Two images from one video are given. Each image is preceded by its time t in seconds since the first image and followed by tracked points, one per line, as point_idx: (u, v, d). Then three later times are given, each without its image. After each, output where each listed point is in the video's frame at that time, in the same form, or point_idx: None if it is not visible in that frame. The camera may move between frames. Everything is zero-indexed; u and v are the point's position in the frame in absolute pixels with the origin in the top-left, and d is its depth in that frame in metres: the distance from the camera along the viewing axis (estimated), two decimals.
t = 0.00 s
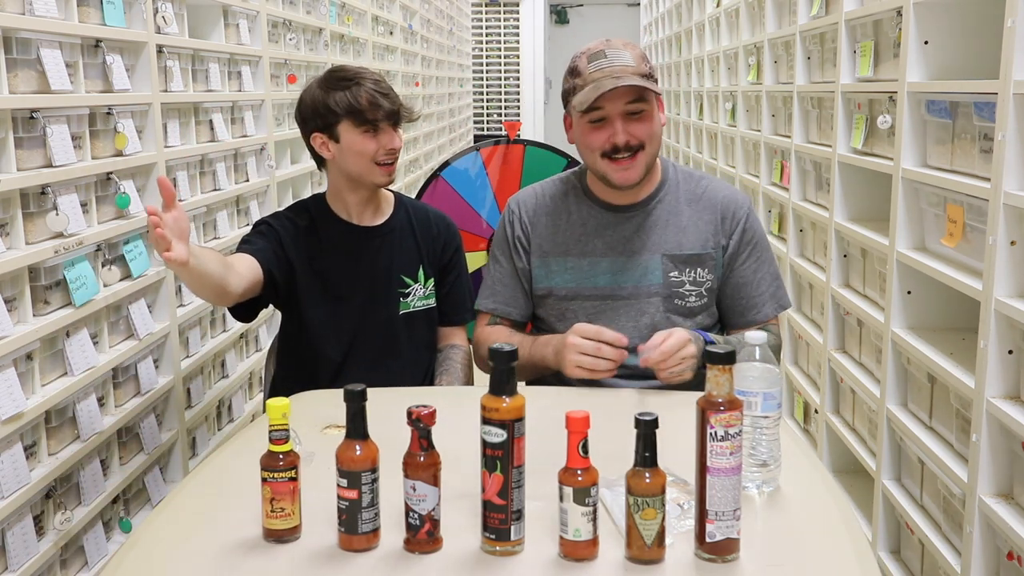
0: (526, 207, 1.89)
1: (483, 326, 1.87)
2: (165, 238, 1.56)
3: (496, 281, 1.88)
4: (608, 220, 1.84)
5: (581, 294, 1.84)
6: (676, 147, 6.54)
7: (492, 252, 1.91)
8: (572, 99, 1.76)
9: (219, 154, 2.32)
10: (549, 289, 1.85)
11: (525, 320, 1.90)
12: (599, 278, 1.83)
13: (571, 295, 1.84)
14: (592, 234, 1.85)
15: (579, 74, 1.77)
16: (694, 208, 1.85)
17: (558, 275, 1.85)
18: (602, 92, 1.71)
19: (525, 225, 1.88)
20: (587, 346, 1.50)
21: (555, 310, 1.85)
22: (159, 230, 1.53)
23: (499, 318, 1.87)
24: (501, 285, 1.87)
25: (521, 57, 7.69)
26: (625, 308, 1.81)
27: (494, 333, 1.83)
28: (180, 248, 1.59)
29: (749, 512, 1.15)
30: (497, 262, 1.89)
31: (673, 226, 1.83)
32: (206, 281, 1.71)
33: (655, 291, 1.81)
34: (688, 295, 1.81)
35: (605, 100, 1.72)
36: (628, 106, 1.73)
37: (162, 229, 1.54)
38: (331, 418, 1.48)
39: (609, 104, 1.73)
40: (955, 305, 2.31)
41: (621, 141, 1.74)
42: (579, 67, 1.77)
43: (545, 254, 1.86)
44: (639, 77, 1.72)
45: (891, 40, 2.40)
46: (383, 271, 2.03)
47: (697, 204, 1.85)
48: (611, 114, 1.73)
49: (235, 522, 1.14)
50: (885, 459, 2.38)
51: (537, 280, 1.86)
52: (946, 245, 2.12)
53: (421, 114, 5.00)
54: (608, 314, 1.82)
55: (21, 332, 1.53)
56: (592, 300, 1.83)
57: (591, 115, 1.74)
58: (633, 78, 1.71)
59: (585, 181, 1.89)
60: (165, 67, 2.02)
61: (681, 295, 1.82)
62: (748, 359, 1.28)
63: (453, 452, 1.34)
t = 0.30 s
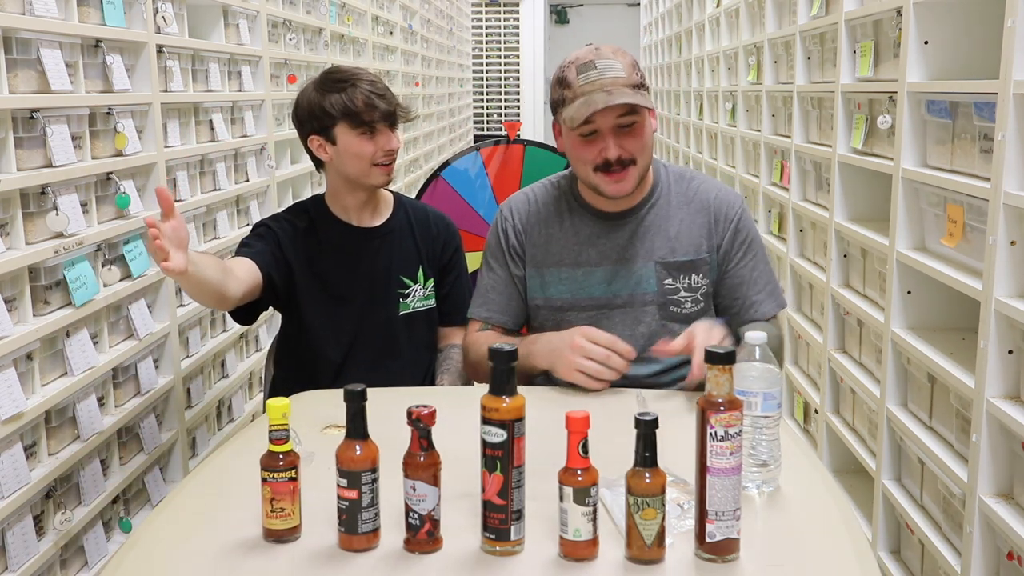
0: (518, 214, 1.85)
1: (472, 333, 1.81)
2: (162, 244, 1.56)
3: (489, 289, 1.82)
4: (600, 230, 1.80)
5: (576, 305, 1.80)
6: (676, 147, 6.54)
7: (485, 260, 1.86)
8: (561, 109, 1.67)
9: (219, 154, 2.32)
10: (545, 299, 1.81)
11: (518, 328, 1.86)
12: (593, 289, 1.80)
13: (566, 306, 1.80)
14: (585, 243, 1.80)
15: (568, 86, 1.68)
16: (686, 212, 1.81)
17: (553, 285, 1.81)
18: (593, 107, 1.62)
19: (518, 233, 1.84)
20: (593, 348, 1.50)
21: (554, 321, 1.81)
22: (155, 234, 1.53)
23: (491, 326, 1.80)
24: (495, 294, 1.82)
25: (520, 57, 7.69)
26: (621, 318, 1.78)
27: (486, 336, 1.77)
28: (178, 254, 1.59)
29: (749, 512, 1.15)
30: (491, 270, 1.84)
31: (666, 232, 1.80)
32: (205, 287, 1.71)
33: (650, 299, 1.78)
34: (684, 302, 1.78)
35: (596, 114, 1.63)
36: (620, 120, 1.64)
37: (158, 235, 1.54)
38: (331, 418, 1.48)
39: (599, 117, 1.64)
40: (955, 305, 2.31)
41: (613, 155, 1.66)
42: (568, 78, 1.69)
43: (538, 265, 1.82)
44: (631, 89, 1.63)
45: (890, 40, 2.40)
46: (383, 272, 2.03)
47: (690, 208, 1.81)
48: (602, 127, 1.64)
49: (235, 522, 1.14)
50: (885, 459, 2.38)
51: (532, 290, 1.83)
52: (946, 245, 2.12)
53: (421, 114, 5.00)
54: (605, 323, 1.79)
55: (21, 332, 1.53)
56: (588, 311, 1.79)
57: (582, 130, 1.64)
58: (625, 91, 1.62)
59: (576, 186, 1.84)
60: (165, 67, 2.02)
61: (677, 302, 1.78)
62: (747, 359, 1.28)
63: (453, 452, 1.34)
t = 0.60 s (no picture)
0: (515, 212, 1.76)
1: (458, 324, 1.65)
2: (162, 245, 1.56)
3: (485, 282, 1.70)
4: (601, 230, 1.73)
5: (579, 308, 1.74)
6: (676, 147, 6.54)
7: (479, 255, 1.76)
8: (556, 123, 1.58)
9: (219, 154, 2.32)
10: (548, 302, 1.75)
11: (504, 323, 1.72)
12: (598, 290, 1.73)
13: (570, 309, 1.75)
14: (588, 244, 1.74)
15: (563, 99, 1.59)
16: (690, 206, 1.76)
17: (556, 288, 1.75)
18: (588, 126, 1.53)
19: (516, 231, 1.75)
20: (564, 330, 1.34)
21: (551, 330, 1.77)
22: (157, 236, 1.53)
23: (475, 314, 1.66)
24: (488, 286, 1.70)
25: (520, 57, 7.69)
26: (627, 320, 1.73)
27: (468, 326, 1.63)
28: (178, 257, 1.59)
29: (749, 512, 1.15)
30: (486, 264, 1.73)
31: (669, 229, 1.75)
32: (205, 288, 1.71)
33: (656, 300, 1.73)
34: (691, 300, 1.74)
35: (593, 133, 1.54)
36: (619, 136, 1.55)
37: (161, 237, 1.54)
38: (331, 418, 1.48)
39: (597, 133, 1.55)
40: (955, 305, 2.31)
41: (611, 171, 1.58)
42: (562, 91, 1.59)
43: (539, 266, 1.75)
44: (628, 103, 1.55)
45: (891, 40, 2.40)
46: (383, 271, 2.04)
47: (693, 203, 1.76)
48: (600, 144, 1.55)
49: (235, 522, 1.14)
50: (885, 459, 2.38)
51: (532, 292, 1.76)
52: (946, 245, 2.12)
53: (421, 114, 5.00)
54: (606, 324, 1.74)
55: (21, 333, 1.53)
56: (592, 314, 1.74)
57: (580, 148, 1.56)
58: (623, 108, 1.53)
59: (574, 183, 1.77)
60: (165, 67, 2.02)
61: (683, 300, 1.74)
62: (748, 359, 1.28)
63: (453, 452, 1.34)
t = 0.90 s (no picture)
0: (526, 209, 1.72)
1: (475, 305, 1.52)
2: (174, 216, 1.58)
3: (505, 265, 1.62)
4: (611, 235, 1.70)
5: (587, 316, 1.72)
6: (676, 147, 6.54)
7: (489, 244, 1.67)
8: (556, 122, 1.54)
9: (219, 154, 2.32)
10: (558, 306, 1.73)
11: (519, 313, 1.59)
12: (607, 298, 1.71)
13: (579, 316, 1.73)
14: (596, 250, 1.71)
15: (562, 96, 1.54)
16: (699, 214, 1.74)
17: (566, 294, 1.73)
18: (584, 124, 1.49)
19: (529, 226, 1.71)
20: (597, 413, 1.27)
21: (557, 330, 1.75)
22: (175, 204, 1.56)
23: (498, 297, 1.54)
24: (505, 267, 1.62)
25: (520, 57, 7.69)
26: (635, 331, 1.73)
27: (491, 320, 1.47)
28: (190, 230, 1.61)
29: (749, 512, 1.15)
30: (499, 247, 1.65)
31: (679, 239, 1.73)
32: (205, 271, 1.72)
33: (664, 310, 1.72)
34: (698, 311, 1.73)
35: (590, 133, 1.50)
36: (618, 137, 1.51)
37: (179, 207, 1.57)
38: (331, 418, 1.48)
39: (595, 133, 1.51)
40: (954, 305, 2.31)
41: (610, 175, 1.55)
42: (562, 88, 1.55)
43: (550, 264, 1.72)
44: (630, 101, 1.49)
45: (891, 40, 2.40)
46: (381, 266, 2.04)
47: (702, 212, 1.74)
48: (598, 144, 1.52)
49: (234, 522, 1.14)
50: (885, 459, 2.38)
51: (541, 294, 1.74)
52: (946, 245, 2.12)
53: (421, 114, 5.00)
54: (614, 336, 1.73)
55: (21, 333, 1.53)
56: (599, 323, 1.73)
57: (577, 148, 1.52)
58: (624, 107, 1.48)
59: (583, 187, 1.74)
60: (165, 67, 2.02)
61: (690, 311, 1.73)
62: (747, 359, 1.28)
63: (453, 452, 1.34)
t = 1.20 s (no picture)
0: (534, 211, 1.74)
1: (492, 320, 1.57)
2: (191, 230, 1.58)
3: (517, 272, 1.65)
4: (620, 238, 1.71)
5: (595, 320, 1.72)
6: (676, 147, 6.54)
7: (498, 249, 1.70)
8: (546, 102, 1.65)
9: (219, 154, 2.32)
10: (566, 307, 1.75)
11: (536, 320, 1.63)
12: (615, 302, 1.71)
13: (587, 320, 1.73)
14: (605, 252, 1.72)
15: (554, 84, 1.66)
16: (709, 219, 1.74)
17: (575, 297, 1.73)
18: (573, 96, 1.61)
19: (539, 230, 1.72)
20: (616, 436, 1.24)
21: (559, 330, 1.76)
22: (196, 222, 1.56)
23: (522, 306, 1.61)
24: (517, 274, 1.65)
25: (521, 57, 7.69)
26: (645, 336, 1.72)
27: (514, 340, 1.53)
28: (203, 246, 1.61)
29: (749, 512, 1.15)
30: (509, 253, 1.68)
31: (688, 242, 1.73)
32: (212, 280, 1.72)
33: (674, 315, 1.71)
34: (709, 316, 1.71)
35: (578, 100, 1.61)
36: (604, 103, 1.61)
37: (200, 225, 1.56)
38: (331, 418, 1.48)
39: (583, 104, 1.62)
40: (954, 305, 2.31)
41: (601, 142, 1.61)
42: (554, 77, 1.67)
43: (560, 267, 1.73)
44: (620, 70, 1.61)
45: (890, 40, 2.40)
46: (381, 268, 2.04)
47: (712, 216, 1.74)
48: (585, 111, 1.62)
49: (234, 522, 1.14)
50: (885, 459, 2.38)
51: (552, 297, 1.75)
52: (946, 245, 2.12)
53: (421, 114, 5.00)
54: (625, 341, 1.72)
55: (21, 333, 1.53)
56: (605, 328, 1.72)
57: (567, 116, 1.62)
58: (609, 74, 1.58)
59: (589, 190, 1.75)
60: (165, 67, 2.02)
61: (701, 317, 1.72)
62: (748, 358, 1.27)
63: (453, 452, 1.34)
